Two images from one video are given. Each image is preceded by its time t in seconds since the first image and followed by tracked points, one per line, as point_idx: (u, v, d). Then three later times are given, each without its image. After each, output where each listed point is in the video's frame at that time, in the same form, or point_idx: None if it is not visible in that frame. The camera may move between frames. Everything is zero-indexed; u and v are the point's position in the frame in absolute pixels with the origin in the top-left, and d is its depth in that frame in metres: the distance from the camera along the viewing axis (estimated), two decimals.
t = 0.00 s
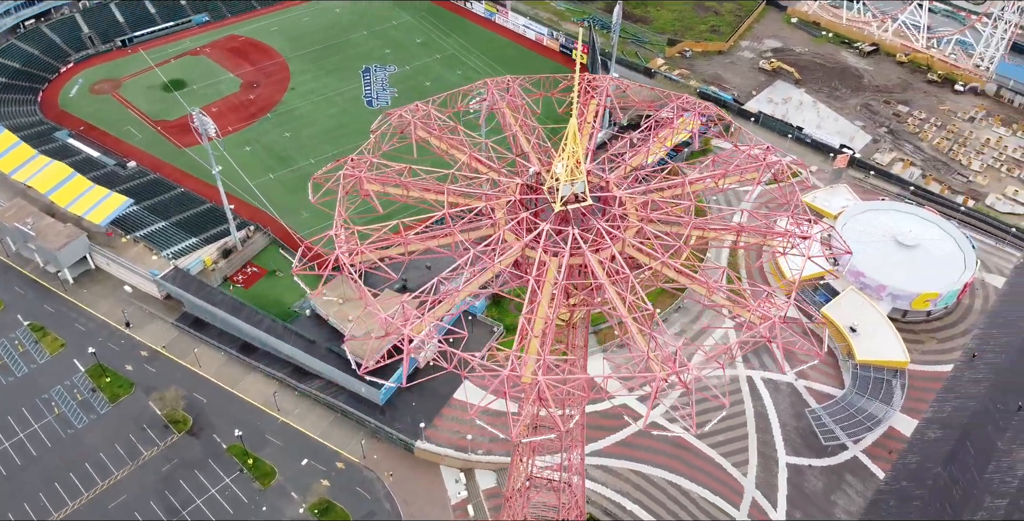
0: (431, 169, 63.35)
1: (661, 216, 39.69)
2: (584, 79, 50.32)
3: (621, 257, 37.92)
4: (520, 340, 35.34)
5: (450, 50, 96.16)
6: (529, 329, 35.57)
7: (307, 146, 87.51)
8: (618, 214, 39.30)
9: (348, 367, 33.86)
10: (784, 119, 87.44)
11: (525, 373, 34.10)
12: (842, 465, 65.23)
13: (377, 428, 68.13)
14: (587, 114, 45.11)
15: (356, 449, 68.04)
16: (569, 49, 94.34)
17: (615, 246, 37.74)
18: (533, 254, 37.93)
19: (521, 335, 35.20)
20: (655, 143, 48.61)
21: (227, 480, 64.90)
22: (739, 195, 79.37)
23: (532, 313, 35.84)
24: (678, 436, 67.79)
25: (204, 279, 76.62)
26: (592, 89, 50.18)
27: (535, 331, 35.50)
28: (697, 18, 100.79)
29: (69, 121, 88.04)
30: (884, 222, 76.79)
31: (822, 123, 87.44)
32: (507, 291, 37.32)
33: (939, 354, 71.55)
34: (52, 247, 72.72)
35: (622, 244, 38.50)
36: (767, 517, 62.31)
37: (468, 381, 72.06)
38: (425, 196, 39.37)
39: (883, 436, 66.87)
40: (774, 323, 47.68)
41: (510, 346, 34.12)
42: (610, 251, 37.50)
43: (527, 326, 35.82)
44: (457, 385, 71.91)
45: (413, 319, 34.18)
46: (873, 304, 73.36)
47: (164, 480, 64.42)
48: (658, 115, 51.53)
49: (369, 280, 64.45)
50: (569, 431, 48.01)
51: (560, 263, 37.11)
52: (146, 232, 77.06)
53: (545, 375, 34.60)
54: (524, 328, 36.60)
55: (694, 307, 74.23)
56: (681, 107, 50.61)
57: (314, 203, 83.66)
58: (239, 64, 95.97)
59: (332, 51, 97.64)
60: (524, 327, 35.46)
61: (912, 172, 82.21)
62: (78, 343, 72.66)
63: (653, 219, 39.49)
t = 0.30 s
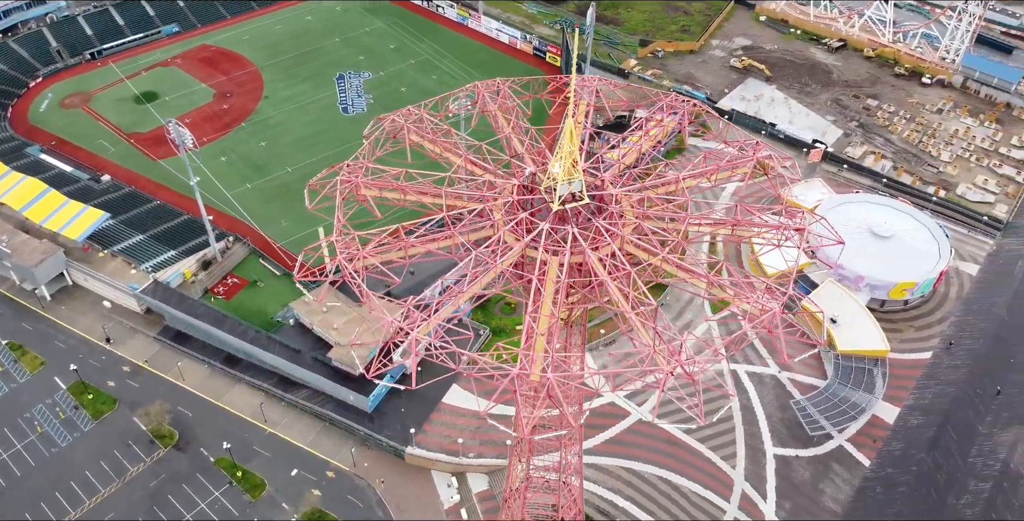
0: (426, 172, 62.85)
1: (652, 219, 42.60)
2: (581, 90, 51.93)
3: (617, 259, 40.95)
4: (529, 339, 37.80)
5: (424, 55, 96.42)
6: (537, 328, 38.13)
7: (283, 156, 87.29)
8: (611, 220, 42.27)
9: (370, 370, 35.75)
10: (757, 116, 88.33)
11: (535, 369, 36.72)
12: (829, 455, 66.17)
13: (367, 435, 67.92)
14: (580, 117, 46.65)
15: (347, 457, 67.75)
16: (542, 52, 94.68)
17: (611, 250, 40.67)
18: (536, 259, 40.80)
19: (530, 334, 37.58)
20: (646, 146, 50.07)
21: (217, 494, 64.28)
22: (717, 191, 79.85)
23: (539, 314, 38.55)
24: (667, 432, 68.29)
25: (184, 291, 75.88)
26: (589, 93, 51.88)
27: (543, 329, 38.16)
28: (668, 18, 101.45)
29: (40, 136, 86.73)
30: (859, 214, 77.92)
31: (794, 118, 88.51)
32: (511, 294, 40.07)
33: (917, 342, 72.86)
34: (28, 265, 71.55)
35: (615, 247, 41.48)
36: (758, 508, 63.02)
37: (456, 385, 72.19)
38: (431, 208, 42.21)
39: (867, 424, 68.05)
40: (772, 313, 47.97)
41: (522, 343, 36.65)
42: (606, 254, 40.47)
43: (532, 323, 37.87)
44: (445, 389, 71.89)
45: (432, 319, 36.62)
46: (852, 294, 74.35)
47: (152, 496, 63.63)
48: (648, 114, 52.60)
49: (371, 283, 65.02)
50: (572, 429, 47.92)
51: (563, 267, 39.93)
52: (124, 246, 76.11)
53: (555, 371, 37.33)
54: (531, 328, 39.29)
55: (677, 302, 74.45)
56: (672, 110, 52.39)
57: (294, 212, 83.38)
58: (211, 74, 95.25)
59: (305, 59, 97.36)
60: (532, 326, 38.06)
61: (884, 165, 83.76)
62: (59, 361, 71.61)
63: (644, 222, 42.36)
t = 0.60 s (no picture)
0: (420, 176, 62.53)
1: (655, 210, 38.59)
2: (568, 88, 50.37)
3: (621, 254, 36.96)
4: (532, 337, 34.03)
5: (397, 60, 96.59)
6: (541, 326, 34.19)
7: (259, 166, 86.97)
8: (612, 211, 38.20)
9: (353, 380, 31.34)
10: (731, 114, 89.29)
11: (541, 371, 32.99)
12: (815, 445, 67.11)
13: (357, 443, 67.68)
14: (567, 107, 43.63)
15: (337, 465, 67.42)
16: (516, 55, 95.15)
17: (615, 243, 36.48)
18: (535, 254, 36.38)
19: (533, 334, 34.04)
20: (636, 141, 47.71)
21: (206, 508, 63.66)
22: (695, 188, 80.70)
23: (542, 312, 34.32)
24: (656, 428, 68.83)
25: (164, 304, 75.15)
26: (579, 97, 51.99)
27: (547, 328, 34.10)
28: (639, 19, 102.14)
29: (11, 152, 85.38)
30: (835, 208, 79.12)
31: (765, 115, 89.60)
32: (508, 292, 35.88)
33: (895, 331, 74.16)
34: (4, 283, 70.51)
35: (619, 239, 37.26)
36: (748, 500, 63.74)
37: (444, 390, 72.06)
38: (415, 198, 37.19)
39: (851, 413, 69.17)
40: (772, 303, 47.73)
41: (525, 344, 32.76)
42: (611, 247, 36.24)
43: (536, 325, 34.16)
44: (432, 394, 71.76)
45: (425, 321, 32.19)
46: (830, 286, 75.31)
47: (141, 512, 62.86)
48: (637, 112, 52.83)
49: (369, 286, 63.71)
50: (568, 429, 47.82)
51: (565, 260, 35.58)
52: (101, 261, 75.22)
53: (562, 374, 33.47)
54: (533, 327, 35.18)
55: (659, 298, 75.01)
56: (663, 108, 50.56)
57: (273, 221, 82.92)
58: (183, 85, 94.42)
59: (278, 67, 96.92)
60: (535, 324, 34.08)
61: (856, 158, 85.17)
62: (40, 379, 70.57)
63: (647, 211, 38.48)
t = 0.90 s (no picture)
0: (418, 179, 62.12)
1: (651, 205, 38.57)
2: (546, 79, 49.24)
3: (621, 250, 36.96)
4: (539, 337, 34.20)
5: (371, 66, 96.76)
6: (546, 325, 34.34)
7: (235, 175, 86.42)
8: (609, 207, 38.16)
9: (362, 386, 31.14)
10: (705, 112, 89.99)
11: (550, 371, 33.14)
12: (801, 435, 68.05)
13: (347, 451, 67.38)
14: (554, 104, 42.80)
15: (327, 474, 67.04)
16: (490, 58, 95.58)
17: (614, 241, 36.55)
18: (535, 253, 36.36)
19: (540, 334, 34.19)
20: (622, 138, 46.96)
21: None
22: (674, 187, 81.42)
23: (547, 312, 34.47)
24: (645, 425, 69.26)
25: (145, 318, 74.35)
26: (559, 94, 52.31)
27: (553, 327, 34.27)
28: (610, 20, 102.42)
29: None
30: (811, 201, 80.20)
31: (739, 112, 90.42)
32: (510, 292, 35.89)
33: (874, 320, 75.40)
34: None
35: (618, 236, 37.37)
36: (738, 492, 64.41)
37: (433, 394, 71.92)
38: (411, 200, 36.89)
39: (835, 403, 70.21)
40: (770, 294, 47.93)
41: (533, 345, 32.89)
42: (611, 244, 36.32)
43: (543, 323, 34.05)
44: (421, 399, 71.60)
45: (432, 326, 32.11)
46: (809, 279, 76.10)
47: None
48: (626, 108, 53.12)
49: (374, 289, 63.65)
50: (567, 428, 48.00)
51: (566, 259, 35.67)
52: (79, 276, 74.20)
53: (570, 372, 33.59)
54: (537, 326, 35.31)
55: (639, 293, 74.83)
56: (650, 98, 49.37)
57: (252, 231, 82.24)
58: (155, 96, 93.52)
59: (250, 76, 96.34)
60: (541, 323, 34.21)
61: (829, 152, 86.43)
62: (21, 398, 69.51)
63: (645, 207, 38.47)
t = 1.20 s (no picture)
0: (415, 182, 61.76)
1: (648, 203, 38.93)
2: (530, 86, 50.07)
3: (622, 248, 37.27)
4: (545, 334, 34.27)
5: (346, 72, 96.97)
6: (552, 321, 34.41)
7: (211, 185, 85.78)
8: (606, 206, 38.56)
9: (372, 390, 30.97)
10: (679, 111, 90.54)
11: (559, 367, 33.21)
12: (787, 427, 68.96)
13: (337, 459, 67.01)
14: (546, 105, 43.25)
15: (318, 483, 66.58)
16: (464, 62, 96.06)
17: (614, 238, 36.87)
18: (535, 252, 36.55)
19: (546, 331, 34.25)
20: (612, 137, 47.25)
21: None
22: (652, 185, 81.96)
23: (552, 308, 34.60)
24: (633, 422, 69.78)
25: (126, 332, 73.48)
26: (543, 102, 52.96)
27: (559, 324, 34.32)
28: (582, 22, 102.60)
29: None
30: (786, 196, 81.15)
31: (712, 111, 91.19)
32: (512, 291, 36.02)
33: (854, 311, 76.57)
34: None
35: (617, 234, 37.66)
36: (727, 485, 65.08)
37: (421, 399, 71.76)
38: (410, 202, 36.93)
39: (818, 394, 71.26)
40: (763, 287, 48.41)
41: (542, 343, 32.95)
42: (610, 242, 36.64)
43: (547, 321, 34.21)
44: (409, 405, 71.37)
45: (441, 326, 32.10)
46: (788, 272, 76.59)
47: None
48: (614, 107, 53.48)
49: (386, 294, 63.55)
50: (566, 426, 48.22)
51: (567, 257, 35.90)
52: (57, 292, 73.14)
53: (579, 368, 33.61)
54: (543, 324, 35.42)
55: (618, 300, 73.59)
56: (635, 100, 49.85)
57: (231, 242, 81.66)
58: (127, 108, 92.52)
59: (222, 85, 95.70)
60: (548, 319, 34.28)
61: (802, 147, 87.54)
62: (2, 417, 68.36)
63: (641, 204, 38.80)
